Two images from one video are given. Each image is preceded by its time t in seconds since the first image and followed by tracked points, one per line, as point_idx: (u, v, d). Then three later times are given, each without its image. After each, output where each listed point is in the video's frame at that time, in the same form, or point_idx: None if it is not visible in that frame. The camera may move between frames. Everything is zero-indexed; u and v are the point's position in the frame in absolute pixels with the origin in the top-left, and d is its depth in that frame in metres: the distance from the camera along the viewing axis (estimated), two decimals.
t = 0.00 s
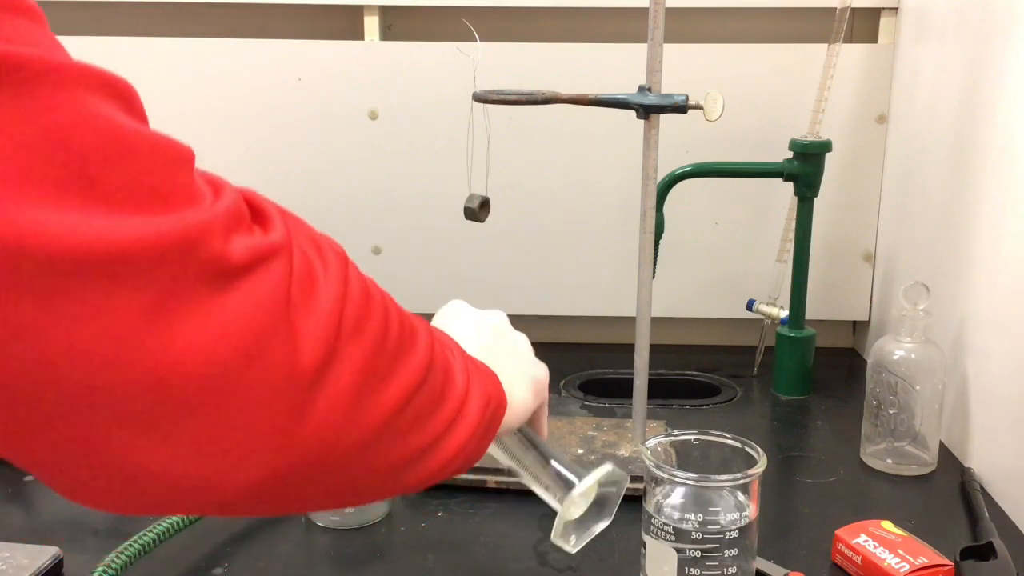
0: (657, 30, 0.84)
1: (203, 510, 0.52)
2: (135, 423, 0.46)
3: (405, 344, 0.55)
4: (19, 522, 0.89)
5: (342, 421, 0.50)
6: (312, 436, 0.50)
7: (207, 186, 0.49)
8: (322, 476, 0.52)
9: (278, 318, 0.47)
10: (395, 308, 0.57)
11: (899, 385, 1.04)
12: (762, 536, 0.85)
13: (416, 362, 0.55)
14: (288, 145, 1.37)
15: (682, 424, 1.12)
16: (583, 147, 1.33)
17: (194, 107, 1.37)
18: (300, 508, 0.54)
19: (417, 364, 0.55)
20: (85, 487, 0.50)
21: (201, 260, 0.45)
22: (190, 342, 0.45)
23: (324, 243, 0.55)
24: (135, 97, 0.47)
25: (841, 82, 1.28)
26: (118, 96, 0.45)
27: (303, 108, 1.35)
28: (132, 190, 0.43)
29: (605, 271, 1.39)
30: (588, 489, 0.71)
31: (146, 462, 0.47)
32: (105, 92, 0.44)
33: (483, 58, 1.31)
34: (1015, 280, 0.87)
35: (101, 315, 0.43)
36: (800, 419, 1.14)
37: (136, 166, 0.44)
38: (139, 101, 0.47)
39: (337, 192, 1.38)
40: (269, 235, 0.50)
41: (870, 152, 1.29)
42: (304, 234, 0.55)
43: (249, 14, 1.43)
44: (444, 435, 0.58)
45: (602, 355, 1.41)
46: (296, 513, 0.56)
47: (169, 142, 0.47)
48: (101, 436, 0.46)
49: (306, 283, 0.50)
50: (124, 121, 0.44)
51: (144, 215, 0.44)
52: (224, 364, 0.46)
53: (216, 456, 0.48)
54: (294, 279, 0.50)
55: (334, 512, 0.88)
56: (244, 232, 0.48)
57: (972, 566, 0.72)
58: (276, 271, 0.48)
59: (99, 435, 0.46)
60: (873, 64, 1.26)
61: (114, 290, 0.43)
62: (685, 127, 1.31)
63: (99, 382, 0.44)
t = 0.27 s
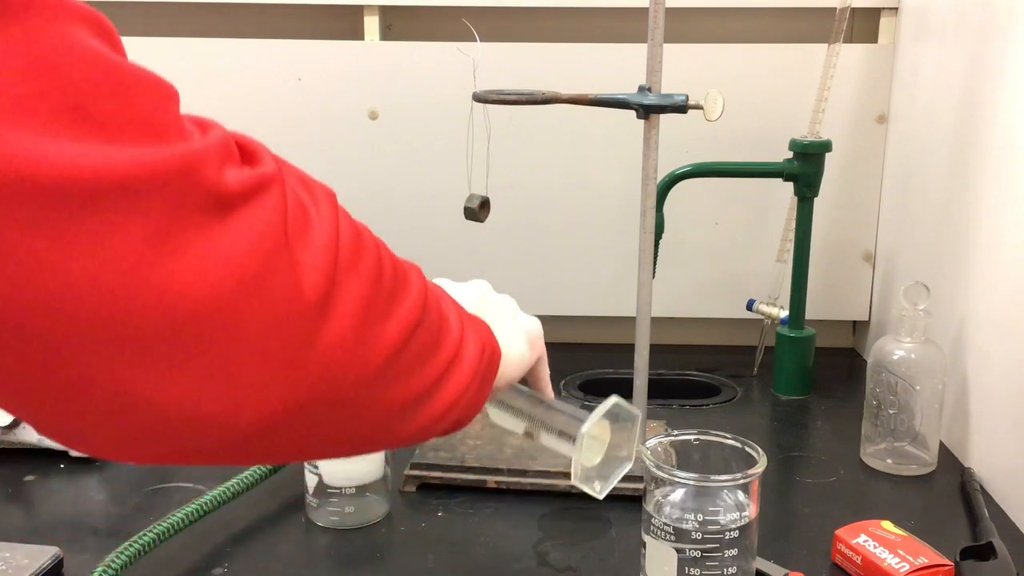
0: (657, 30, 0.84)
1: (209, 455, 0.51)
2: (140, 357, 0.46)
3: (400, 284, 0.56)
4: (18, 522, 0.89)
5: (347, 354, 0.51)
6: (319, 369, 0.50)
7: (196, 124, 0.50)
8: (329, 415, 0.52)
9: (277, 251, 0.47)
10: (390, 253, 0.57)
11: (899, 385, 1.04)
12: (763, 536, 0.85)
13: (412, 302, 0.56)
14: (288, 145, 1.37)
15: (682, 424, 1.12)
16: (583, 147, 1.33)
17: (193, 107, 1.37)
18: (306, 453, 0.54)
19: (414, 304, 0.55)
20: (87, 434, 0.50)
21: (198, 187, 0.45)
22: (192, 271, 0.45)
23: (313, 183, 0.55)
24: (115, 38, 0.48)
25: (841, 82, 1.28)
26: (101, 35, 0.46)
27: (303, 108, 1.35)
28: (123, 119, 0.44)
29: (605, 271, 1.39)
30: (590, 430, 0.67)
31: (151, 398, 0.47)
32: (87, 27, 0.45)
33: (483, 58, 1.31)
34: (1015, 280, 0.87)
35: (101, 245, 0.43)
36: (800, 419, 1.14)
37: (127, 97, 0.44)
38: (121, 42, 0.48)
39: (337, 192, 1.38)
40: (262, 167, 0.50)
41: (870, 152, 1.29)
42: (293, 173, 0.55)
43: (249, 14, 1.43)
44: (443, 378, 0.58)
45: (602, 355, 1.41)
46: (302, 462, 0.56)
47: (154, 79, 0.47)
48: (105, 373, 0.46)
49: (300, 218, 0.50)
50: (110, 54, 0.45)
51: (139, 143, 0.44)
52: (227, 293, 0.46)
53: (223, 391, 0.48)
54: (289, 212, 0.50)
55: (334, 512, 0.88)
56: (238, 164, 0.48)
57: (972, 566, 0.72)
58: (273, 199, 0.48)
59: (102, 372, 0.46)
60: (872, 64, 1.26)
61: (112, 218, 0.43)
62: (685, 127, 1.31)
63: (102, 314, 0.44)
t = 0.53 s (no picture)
0: (657, 29, 0.84)
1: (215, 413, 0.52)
2: (145, 311, 0.46)
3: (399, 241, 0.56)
4: (18, 521, 0.89)
5: (350, 308, 0.51)
6: (323, 323, 0.50)
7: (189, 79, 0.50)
8: (334, 371, 0.53)
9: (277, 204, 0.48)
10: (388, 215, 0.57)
11: (899, 385, 1.04)
12: (763, 536, 0.85)
13: (413, 259, 0.56)
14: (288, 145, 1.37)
15: (682, 424, 1.12)
16: (583, 147, 1.33)
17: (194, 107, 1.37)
18: (312, 412, 0.55)
19: (415, 264, 0.56)
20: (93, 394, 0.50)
21: (198, 138, 0.45)
22: (194, 223, 0.45)
23: (307, 141, 0.56)
24: None
25: (841, 82, 1.28)
26: None
27: (303, 108, 1.35)
28: (118, 71, 0.44)
29: (605, 271, 1.39)
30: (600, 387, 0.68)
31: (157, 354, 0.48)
32: None
33: (483, 58, 1.31)
34: (1015, 280, 0.87)
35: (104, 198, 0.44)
36: (800, 419, 1.14)
37: (117, 50, 0.44)
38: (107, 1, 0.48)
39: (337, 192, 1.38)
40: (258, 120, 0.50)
41: (870, 152, 1.29)
42: (286, 133, 0.55)
43: (249, 14, 1.43)
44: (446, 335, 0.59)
45: (602, 355, 1.41)
46: (308, 423, 0.57)
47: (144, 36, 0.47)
48: (111, 328, 0.46)
49: (297, 173, 0.51)
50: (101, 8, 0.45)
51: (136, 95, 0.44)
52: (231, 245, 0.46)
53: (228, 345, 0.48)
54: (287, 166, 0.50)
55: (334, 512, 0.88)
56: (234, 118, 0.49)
57: (972, 566, 0.72)
58: (271, 152, 0.48)
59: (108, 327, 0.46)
60: (872, 63, 1.27)
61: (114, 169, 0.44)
62: (685, 127, 1.31)
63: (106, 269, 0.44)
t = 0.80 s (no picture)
0: (657, 30, 0.84)
1: (221, 388, 0.52)
2: (150, 284, 0.46)
3: (400, 215, 0.57)
4: (18, 521, 0.90)
5: (355, 278, 0.52)
6: (328, 293, 0.51)
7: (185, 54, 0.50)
8: (340, 344, 0.53)
9: (281, 174, 0.48)
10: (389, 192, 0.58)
11: (899, 385, 1.04)
12: (763, 536, 0.85)
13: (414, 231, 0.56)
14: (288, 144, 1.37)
15: (682, 424, 1.12)
16: (583, 147, 1.33)
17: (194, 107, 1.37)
18: (318, 386, 0.55)
19: (417, 237, 0.57)
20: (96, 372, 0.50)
21: (199, 108, 0.45)
22: (197, 193, 0.46)
23: (303, 117, 0.56)
24: None
25: (841, 82, 1.28)
26: None
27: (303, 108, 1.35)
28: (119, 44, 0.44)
29: (605, 271, 1.39)
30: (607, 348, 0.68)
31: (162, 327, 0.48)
32: None
33: (483, 58, 1.31)
34: (1015, 279, 0.87)
35: (109, 168, 0.44)
36: (800, 419, 1.14)
37: (118, 22, 0.45)
38: None
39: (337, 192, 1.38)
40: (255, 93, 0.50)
41: (871, 151, 1.29)
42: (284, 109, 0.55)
43: (249, 13, 1.43)
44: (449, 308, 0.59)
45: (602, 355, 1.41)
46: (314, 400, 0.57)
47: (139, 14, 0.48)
48: (115, 302, 0.46)
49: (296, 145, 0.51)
50: None
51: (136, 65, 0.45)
52: (235, 214, 0.46)
53: (234, 317, 0.49)
54: (286, 138, 0.50)
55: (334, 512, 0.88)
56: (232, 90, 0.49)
57: (971, 566, 0.72)
58: (271, 122, 0.49)
59: (113, 300, 0.46)
60: (872, 63, 1.27)
61: (116, 139, 0.44)
62: (685, 127, 1.31)
63: (110, 240, 0.44)
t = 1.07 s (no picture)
0: (657, 30, 0.84)
1: (234, 360, 0.54)
2: (163, 258, 0.48)
3: (404, 188, 0.58)
4: (18, 521, 0.90)
5: (363, 249, 0.53)
6: (337, 265, 0.52)
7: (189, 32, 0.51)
8: (350, 315, 0.54)
9: (288, 147, 0.50)
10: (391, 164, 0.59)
11: (899, 385, 1.04)
12: (762, 536, 0.85)
13: (419, 204, 0.58)
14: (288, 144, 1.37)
15: (682, 424, 1.12)
16: (583, 147, 1.33)
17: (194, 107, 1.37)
18: (329, 357, 0.57)
19: (422, 209, 0.58)
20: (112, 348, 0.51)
21: (207, 84, 0.47)
22: (208, 168, 0.47)
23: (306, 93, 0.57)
24: None
25: (841, 82, 1.28)
26: None
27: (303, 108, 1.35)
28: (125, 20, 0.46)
29: (605, 271, 1.39)
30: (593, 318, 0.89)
31: (176, 300, 0.49)
32: None
33: (483, 58, 1.31)
34: (1015, 279, 0.87)
35: (120, 145, 0.45)
36: (800, 419, 1.14)
37: None
38: None
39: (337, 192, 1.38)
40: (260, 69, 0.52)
41: (870, 151, 1.30)
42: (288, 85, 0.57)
43: (250, 13, 1.43)
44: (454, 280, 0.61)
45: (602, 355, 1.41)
46: (325, 372, 0.58)
47: None
48: (130, 275, 0.48)
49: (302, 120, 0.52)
50: None
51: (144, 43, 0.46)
52: (245, 188, 0.48)
53: (246, 290, 0.50)
54: (292, 113, 0.52)
55: (334, 512, 0.88)
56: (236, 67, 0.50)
57: (972, 566, 0.72)
58: (277, 98, 0.50)
59: (128, 274, 0.48)
60: (872, 64, 1.27)
61: (128, 115, 0.45)
62: (685, 127, 1.31)
63: (123, 216, 0.46)
